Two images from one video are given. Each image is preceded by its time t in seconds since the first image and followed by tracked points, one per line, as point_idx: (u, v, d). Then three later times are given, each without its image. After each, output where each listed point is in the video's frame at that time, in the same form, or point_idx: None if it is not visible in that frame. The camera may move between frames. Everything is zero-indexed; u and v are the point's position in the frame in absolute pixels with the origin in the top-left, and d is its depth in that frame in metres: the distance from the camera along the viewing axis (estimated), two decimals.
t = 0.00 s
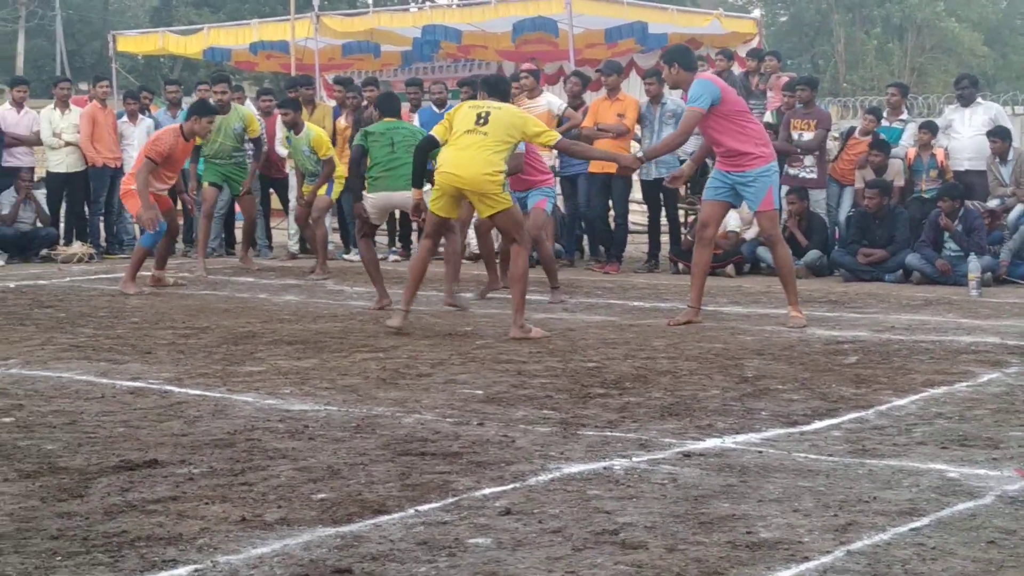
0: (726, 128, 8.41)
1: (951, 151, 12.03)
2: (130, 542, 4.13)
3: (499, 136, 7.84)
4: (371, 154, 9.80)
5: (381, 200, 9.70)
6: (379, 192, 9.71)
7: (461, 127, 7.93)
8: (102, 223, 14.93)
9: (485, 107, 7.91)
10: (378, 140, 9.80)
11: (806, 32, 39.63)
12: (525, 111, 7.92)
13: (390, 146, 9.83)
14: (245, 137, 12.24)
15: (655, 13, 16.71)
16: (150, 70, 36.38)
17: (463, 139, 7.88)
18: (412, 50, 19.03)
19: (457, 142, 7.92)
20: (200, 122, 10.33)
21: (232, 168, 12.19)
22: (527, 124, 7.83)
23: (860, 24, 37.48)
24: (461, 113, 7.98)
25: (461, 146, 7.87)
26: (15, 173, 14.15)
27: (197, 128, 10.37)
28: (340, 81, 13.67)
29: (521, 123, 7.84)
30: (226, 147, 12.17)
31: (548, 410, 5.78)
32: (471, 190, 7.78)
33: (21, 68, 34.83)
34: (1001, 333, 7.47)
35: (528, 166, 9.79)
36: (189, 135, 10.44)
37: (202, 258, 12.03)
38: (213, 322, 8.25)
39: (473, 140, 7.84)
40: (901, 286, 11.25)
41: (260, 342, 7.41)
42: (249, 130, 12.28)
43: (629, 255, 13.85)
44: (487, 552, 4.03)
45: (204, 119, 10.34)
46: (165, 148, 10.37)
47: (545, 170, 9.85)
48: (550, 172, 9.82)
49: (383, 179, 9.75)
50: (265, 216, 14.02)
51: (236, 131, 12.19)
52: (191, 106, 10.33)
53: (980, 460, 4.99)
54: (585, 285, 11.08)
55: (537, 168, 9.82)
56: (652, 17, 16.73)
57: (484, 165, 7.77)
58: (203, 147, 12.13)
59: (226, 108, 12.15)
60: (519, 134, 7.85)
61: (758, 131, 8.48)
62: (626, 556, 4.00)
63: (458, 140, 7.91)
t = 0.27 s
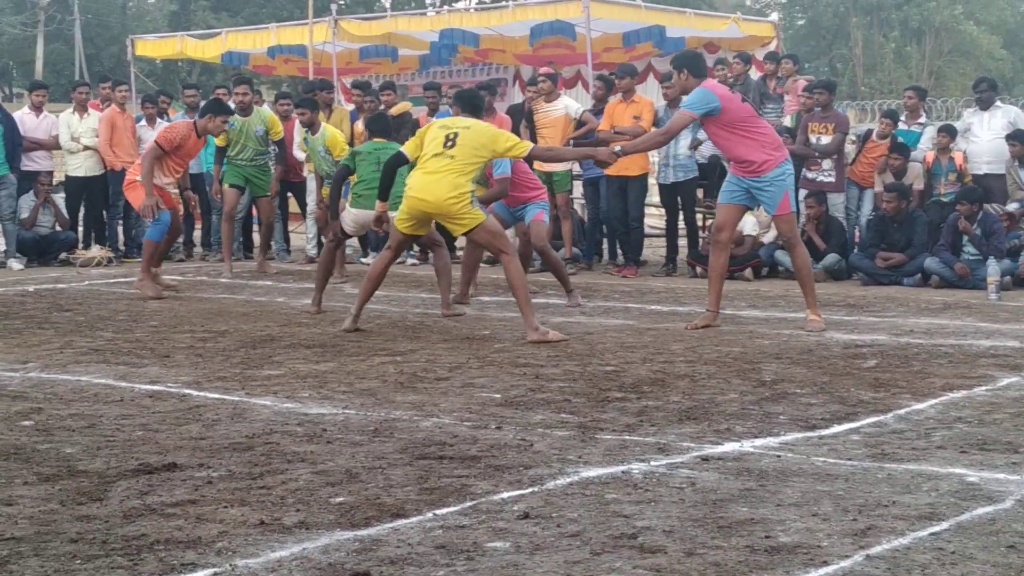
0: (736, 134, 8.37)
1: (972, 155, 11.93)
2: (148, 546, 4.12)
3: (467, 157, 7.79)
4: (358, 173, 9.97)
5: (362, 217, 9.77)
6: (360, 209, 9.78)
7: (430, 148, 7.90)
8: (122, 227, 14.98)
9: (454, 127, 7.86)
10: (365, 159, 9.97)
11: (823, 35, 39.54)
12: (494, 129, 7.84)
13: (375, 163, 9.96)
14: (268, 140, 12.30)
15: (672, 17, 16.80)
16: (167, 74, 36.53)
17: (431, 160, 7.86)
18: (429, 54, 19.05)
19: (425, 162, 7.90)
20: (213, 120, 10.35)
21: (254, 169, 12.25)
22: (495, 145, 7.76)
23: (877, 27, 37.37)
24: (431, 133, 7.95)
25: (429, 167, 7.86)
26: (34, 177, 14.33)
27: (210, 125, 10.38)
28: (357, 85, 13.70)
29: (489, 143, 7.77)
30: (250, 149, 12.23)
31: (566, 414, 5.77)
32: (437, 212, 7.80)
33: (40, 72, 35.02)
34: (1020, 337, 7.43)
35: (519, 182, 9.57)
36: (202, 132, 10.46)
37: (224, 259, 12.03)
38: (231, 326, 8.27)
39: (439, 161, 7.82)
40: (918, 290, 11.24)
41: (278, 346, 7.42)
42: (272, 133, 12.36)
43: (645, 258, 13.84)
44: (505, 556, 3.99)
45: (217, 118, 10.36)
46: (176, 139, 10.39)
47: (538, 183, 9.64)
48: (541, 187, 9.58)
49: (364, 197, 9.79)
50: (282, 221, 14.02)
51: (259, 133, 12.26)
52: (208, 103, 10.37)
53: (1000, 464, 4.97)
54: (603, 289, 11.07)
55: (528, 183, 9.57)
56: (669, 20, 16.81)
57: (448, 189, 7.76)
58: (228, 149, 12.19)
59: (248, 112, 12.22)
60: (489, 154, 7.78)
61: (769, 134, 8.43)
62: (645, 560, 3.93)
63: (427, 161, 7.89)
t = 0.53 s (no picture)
0: (711, 144, 8.38)
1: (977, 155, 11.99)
2: (153, 546, 4.12)
3: (439, 162, 7.79)
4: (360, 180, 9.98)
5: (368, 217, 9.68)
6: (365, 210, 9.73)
7: (403, 153, 7.90)
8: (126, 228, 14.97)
9: (424, 133, 7.84)
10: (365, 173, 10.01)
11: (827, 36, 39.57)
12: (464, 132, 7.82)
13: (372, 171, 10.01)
14: (269, 142, 12.29)
15: (678, 18, 16.69)
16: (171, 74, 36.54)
17: (404, 167, 7.86)
18: (432, 54, 19.06)
19: (399, 169, 7.89)
20: (207, 121, 10.34)
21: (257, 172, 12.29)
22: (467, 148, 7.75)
23: (881, 28, 37.35)
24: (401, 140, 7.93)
25: (403, 175, 7.86)
26: (39, 179, 14.37)
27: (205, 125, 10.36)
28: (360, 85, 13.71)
29: (461, 147, 7.77)
30: (251, 150, 12.22)
31: (571, 415, 5.77)
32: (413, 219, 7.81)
33: (44, 72, 35.05)
34: None
35: (508, 180, 9.54)
36: (198, 135, 10.45)
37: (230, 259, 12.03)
38: (235, 327, 8.28)
39: (412, 167, 7.83)
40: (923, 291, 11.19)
41: (281, 347, 7.42)
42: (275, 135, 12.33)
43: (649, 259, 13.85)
44: (511, 556, 3.99)
45: (212, 119, 10.33)
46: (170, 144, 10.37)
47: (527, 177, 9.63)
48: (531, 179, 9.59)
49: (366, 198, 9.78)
50: (287, 221, 14.03)
51: (260, 136, 12.22)
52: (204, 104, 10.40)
53: (1005, 465, 4.95)
54: (606, 290, 11.07)
55: (517, 178, 9.55)
56: (674, 21, 16.73)
57: (420, 195, 7.76)
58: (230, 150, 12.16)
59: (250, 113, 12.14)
60: (460, 158, 7.78)
61: (745, 143, 8.42)
62: (650, 561, 3.92)
63: (400, 168, 7.88)
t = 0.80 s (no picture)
0: (690, 141, 8.47)
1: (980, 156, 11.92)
2: (152, 546, 4.12)
3: (452, 175, 7.81)
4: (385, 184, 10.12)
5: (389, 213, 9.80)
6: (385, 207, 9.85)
7: (414, 168, 7.89)
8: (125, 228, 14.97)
9: (434, 146, 7.85)
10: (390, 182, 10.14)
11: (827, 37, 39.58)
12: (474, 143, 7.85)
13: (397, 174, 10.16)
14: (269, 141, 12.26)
15: (676, 19, 16.73)
16: (171, 75, 36.54)
17: (417, 181, 7.86)
18: (432, 55, 19.07)
19: (410, 183, 7.89)
20: (235, 108, 10.56)
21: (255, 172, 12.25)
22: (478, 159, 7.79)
23: (881, 29, 37.37)
24: (411, 154, 7.93)
25: (415, 189, 7.86)
26: (38, 178, 14.26)
27: (231, 112, 10.58)
28: (360, 86, 13.72)
29: (472, 158, 7.81)
30: (250, 150, 12.14)
31: (570, 415, 5.77)
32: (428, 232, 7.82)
33: (44, 72, 35.05)
34: None
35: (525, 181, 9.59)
36: (224, 121, 10.63)
37: (230, 260, 12.02)
38: (234, 327, 8.28)
39: (424, 181, 7.83)
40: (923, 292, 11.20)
41: (281, 347, 7.42)
42: (273, 133, 12.33)
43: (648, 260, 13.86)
44: (510, 556, 3.98)
45: (239, 106, 10.57)
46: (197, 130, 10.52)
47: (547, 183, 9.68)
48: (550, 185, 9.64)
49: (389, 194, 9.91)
50: (286, 221, 14.06)
51: (260, 135, 12.18)
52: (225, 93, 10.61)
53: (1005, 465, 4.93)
54: (606, 291, 11.07)
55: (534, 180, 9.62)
56: (673, 22, 16.76)
57: (436, 210, 7.77)
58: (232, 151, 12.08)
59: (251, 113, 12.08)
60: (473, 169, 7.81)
61: (725, 140, 8.50)
62: (649, 561, 3.91)
63: (412, 183, 7.88)
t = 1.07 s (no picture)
0: (705, 140, 8.49)
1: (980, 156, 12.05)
2: (153, 546, 4.11)
3: (495, 165, 7.85)
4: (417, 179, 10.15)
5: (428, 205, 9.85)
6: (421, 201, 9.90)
7: (455, 156, 7.90)
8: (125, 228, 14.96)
9: (476, 133, 7.91)
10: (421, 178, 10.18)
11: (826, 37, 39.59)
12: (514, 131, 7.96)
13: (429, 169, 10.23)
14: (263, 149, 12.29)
15: (676, 19, 16.74)
16: (170, 75, 36.57)
17: (458, 168, 7.87)
18: (432, 55, 19.07)
19: (451, 170, 7.90)
20: (262, 123, 10.13)
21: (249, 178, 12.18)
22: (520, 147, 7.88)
23: (881, 30, 37.39)
24: (451, 140, 7.97)
25: (457, 175, 7.87)
26: (38, 179, 14.24)
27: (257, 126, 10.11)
28: (361, 86, 13.73)
29: (514, 146, 7.90)
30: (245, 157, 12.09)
31: (571, 415, 5.78)
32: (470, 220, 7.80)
33: (44, 73, 35.05)
34: None
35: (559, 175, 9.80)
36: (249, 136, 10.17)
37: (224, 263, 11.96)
38: (235, 327, 8.29)
39: (466, 169, 7.84)
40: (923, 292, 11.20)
41: (281, 347, 7.42)
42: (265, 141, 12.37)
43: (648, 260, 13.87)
44: (510, 556, 3.98)
45: (265, 119, 10.15)
46: (226, 149, 10.05)
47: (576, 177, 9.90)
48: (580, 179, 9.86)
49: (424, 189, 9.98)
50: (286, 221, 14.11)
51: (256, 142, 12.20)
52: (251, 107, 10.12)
53: (1005, 465, 4.91)
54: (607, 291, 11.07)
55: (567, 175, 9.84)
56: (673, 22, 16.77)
57: (478, 198, 7.77)
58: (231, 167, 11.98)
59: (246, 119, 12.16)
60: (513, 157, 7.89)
61: (737, 142, 8.56)
62: (649, 561, 3.91)
63: (453, 169, 7.89)
